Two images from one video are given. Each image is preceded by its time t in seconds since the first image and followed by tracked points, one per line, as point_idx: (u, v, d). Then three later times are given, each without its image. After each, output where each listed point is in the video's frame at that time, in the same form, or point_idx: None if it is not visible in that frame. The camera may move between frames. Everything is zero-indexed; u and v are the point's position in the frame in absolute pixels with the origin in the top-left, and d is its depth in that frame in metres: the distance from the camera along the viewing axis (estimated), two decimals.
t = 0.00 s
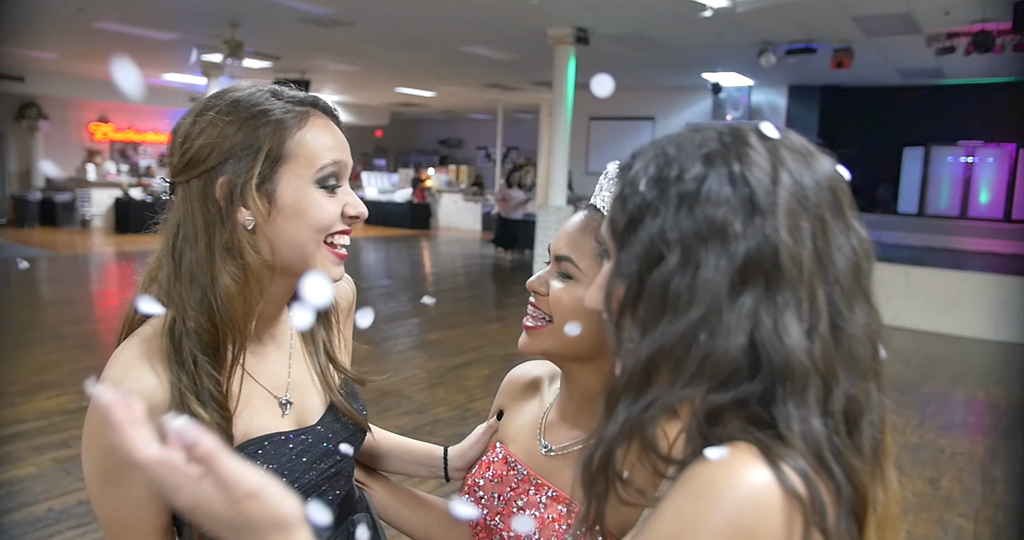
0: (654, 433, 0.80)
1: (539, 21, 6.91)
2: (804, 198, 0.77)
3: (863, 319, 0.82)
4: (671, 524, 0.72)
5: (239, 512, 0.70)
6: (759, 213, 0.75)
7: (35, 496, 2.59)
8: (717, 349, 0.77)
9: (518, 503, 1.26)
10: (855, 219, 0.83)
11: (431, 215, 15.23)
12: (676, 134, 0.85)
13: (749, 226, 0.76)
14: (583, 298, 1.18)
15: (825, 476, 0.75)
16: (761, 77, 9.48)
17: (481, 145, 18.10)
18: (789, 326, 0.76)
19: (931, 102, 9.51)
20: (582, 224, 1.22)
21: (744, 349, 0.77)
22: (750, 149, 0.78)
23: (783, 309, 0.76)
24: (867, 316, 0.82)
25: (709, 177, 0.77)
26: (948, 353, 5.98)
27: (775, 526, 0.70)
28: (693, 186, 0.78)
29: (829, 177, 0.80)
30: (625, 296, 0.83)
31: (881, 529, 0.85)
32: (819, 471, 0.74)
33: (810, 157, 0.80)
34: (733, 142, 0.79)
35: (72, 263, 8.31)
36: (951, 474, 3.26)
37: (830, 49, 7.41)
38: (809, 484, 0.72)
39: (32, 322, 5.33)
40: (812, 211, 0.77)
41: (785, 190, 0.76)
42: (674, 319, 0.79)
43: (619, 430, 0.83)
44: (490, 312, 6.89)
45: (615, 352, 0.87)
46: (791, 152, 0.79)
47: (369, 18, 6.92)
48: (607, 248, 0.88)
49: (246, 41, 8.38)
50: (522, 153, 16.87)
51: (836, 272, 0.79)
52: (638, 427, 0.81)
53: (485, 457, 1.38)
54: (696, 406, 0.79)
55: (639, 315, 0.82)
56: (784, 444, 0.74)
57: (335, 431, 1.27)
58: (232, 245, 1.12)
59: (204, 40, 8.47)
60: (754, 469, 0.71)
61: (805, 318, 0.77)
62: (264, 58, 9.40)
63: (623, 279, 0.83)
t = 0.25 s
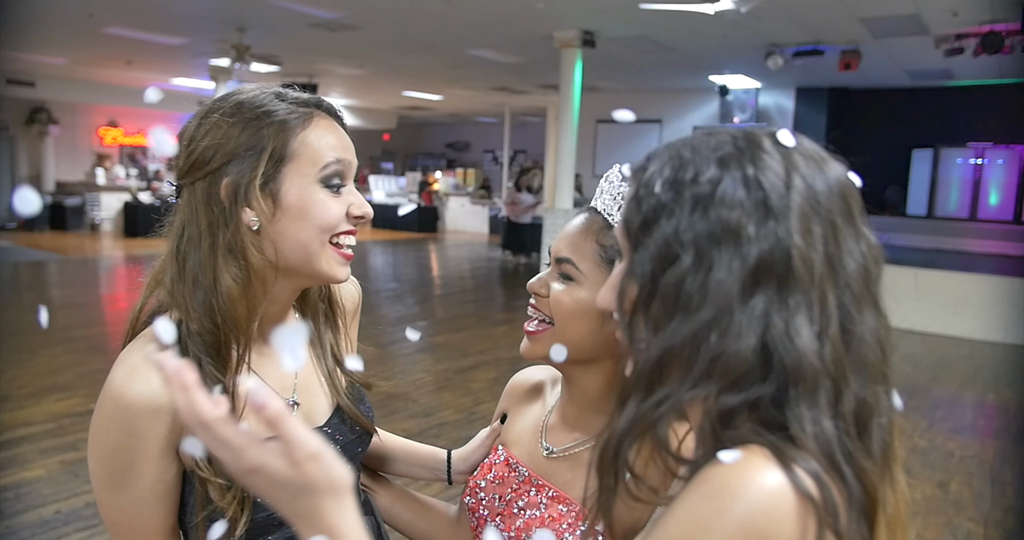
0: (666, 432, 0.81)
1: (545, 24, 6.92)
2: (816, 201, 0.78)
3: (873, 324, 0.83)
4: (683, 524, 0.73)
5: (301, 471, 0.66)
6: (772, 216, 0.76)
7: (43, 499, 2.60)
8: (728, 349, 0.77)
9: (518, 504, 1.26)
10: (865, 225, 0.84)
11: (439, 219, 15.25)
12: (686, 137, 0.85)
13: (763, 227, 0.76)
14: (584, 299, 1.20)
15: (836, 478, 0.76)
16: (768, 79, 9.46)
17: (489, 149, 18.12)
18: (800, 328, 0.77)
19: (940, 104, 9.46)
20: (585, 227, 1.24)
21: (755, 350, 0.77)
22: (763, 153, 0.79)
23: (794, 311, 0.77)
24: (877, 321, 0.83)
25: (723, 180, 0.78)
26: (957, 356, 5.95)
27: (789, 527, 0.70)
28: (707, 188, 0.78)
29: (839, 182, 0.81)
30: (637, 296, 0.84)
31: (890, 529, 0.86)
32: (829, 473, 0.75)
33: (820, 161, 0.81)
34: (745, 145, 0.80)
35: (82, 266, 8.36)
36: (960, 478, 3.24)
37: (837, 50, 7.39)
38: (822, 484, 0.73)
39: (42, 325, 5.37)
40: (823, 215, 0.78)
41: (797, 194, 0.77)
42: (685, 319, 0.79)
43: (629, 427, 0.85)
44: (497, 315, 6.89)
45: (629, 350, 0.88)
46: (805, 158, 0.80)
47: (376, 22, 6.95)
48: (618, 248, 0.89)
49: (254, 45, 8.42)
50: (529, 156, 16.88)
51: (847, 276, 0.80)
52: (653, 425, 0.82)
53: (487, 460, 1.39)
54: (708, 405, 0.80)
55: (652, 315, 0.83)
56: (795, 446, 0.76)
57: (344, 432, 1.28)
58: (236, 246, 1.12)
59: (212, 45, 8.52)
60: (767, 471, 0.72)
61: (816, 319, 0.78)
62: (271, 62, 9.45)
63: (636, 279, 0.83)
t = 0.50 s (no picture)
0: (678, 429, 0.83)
1: (550, 26, 6.93)
2: (828, 202, 0.80)
3: (883, 325, 0.85)
4: (694, 523, 0.74)
5: (361, 444, 0.64)
6: (784, 214, 0.78)
7: (50, 500, 2.62)
8: (741, 345, 0.78)
9: (520, 503, 1.26)
10: (875, 227, 0.86)
11: (444, 221, 15.26)
12: (699, 139, 0.87)
13: (777, 226, 0.78)
14: (584, 300, 1.20)
15: (848, 475, 0.78)
16: (774, 80, 9.44)
17: (494, 150, 18.13)
18: (814, 325, 0.78)
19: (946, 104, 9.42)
20: (588, 226, 1.26)
21: (768, 346, 0.79)
22: (777, 155, 0.81)
23: (807, 308, 0.79)
24: (886, 321, 0.85)
25: (736, 179, 0.80)
26: (964, 356, 5.92)
27: (802, 529, 0.72)
28: (722, 187, 0.80)
29: (849, 183, 0.83)
30: (651, 292, 0.85)
31: (897, 524, 0.89)
32: (840, 471, 0.77)
33: (830, 163, 0.82)
34: (758, 146, 0.82)
35: (90, 269, 8.38)
36: (968, 479, 3.22)
37: (842, 50, 7.37)
38: (832, 485, 0.74)
39: (48, 328, 5.38)
40: (835, 216, 0.80)
41: (809, 194, 0.79)
42: (697, 315, 0.81)
43: (638, 423, 0.86)
44: (502, 316, 6.88)
45: (638, 346, 0.89)
46: (817, 160, 0.82)
47: (381, 24, 6.96)
48: (630, 246, 0.90)
49: (259, 48, 8.44)
50: (534, 157, 16.88)
51: (858, 275, 0.82)
52: (665, 421, 0.83)
53: (489, 461, 1.39)
54: (720, 405, 0.81)
55: (665, 311, 0.84)
56: (806, 447, 0.77)
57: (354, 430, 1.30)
58: (241, 244, 1.12)
59: (218, 48, 8.54)
60: (780, 472, 0.73)
61: (829, 317, 0.79)
62: (277, 65, 9.47)
63: (648, 275, 0.85)
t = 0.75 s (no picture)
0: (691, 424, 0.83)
1: (552, 25, 6.92)
2: (839, 198, 0.80)
3: (893, 322, 0.85)
4: (710, 521, 0.75)
5: (408, 423, 0.64)
6: (796, 211, 0.78)
7: (53, 499, 2.63)
8: (753, 342, 0.79)
9: (521, 501, 1.26)
10: (884, 224, 0.86)
11: (448, 220, 15.27)
12: (707, 137, 0.87)
13: (789, 222, 0.78)
14: (584, 299, 1.20)
15: (860, 473, 0.78)
16: (777, 78, 9.42)
17: (498, 150, 18.13)
18: (826, 321, 0.79)
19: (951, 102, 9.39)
20: (587, 225, 1.25)
21: (781, 343, 0.79)
22: (787, 151, 0.81)
23: (820, 303, 0.79)
24: (896, 318, 0.86)
25: (749, 176, 0.79)
26: (969, 355, 5.91)
27: (818, 527, 0.72)
28: (732, 183, 0.80)
29: (859, 179, 0.83)
30: (662, 288, 0.85)
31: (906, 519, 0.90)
32: (853, 468, 0.77)
33: (840, 160, 0.83)
34: (768, 143, 0.82)
35: (94, 269, 8.41)
36: (972, 477, 3.21)
37: (846, 48, 7.34)
38: (845, 484, 0.74)
39: (53, 328, 5.40)
40: (845, 212, 0.80)
41: (821, 190, 0.79)
42: (708, 311, 0.81)
43: (649, 416, 0.87)
44: (506, 315, 6.89)
45: (650, 341, 0.89)
46: (828, 157, 0.82)
47: (384, 24, 6.96)
48: (640, 243, 0.90)
49: (262, 48, 8.46)
50: (538, 156, 16.88)
51: (868, 272, 0.82)
52: (679, 418, 0.83)
53: (489, 459, 1.39)
54: (732, 403, 0.82)
55: (676, 308, 0.84)
56: (819, 445, 0.78)
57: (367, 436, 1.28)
58: (252, 242, 1.12)
59: (221, 48, 8.55)
60: (794, 470, 0.73)
61: (841, 313, 0.80)
62: (280, 65, 9.49)
63: (659, 272, 0.85)
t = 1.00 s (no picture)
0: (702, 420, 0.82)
1: (555, 22, 6.92)
2: (847, 194, 0.80)
3: (902, 319, 0.85)
4: (727, 515, 0.74)
5: (449, 401, 0.66)
6: (804, 207, 0.78)
7: (56, 496, 2.63)
8: (764, 338, 0.79)
9: (520, 497, 1.26)
10: (893, 221, 0.86)
11: (451, 218, 15.28)
12: (715, 136, 0.87)
13: (798, 220, 0.78)
14: (584, 297, 1.20)
15: (872, 469, 0.77)
16: (781, 74, 9.41)
17: (501, 147, 18.13)
18: (837, 315, 0.79)
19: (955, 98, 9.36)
20: (586, 224, 1.25)
21: (792, 339, 0.79)
22: (796, 148, 0.81)
23: (830, 299, 0.79)
24: (905, 316, 0.85)
25: (756, 173, 0.80)
26: (972, 352, 5.89)
27: (833, 522, 0.72)
28: (742, 179, 0.80)
29: (868, 176, 0.83)
30: (674, 284, 0.85)
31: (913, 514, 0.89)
32: (865, 463, 0.77)
33: (849, 157, 0.83)
34: (778, 141, 0.82)
35: (98, 267, 8.44)
36: (975, 474, 3.21)
37: (849, 44, 7.32)
38: (858, 479, 0.74)
39: (57, 325, 5.43)
40: (853, 208, 0.80)
41: (829, 187, 0.79)
42: (720, 308, 0.81)
43: (662, 413, 0.86)
44: (509, 313, 6.89)
45: (660, 337, 0.89)
46: (837, 154, 0.82)
47: (386, 21, 6.96)
48: (649, 240, 0.91)
49: (265, 46, 8.47)
50: (541, 154, 16.90)
51: (877, 269, 0.82)
52: (690, 414, 0.83)
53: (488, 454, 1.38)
54: (743, 399, 0.81)
55: (686, 304, 0.84)
56: (833, 441, 0.77)
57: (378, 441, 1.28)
58: (269, 250, 1.12)
59: (224, 46, 8.56)
60: (807, 465, 0.73)
61: (851, 308, 0.80)
62: (283, 63, 9.49)
63: (669, 269, 0.85)
